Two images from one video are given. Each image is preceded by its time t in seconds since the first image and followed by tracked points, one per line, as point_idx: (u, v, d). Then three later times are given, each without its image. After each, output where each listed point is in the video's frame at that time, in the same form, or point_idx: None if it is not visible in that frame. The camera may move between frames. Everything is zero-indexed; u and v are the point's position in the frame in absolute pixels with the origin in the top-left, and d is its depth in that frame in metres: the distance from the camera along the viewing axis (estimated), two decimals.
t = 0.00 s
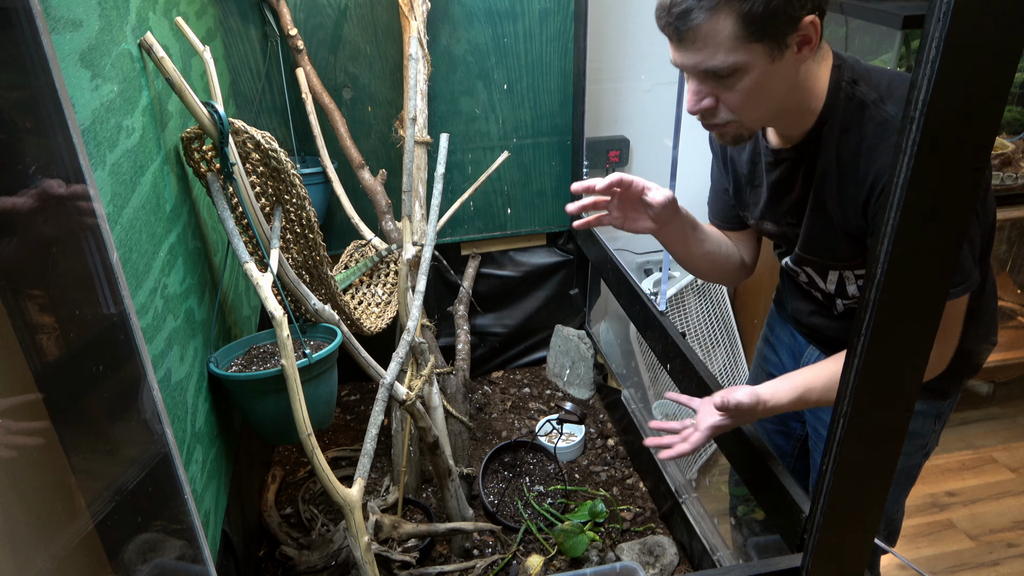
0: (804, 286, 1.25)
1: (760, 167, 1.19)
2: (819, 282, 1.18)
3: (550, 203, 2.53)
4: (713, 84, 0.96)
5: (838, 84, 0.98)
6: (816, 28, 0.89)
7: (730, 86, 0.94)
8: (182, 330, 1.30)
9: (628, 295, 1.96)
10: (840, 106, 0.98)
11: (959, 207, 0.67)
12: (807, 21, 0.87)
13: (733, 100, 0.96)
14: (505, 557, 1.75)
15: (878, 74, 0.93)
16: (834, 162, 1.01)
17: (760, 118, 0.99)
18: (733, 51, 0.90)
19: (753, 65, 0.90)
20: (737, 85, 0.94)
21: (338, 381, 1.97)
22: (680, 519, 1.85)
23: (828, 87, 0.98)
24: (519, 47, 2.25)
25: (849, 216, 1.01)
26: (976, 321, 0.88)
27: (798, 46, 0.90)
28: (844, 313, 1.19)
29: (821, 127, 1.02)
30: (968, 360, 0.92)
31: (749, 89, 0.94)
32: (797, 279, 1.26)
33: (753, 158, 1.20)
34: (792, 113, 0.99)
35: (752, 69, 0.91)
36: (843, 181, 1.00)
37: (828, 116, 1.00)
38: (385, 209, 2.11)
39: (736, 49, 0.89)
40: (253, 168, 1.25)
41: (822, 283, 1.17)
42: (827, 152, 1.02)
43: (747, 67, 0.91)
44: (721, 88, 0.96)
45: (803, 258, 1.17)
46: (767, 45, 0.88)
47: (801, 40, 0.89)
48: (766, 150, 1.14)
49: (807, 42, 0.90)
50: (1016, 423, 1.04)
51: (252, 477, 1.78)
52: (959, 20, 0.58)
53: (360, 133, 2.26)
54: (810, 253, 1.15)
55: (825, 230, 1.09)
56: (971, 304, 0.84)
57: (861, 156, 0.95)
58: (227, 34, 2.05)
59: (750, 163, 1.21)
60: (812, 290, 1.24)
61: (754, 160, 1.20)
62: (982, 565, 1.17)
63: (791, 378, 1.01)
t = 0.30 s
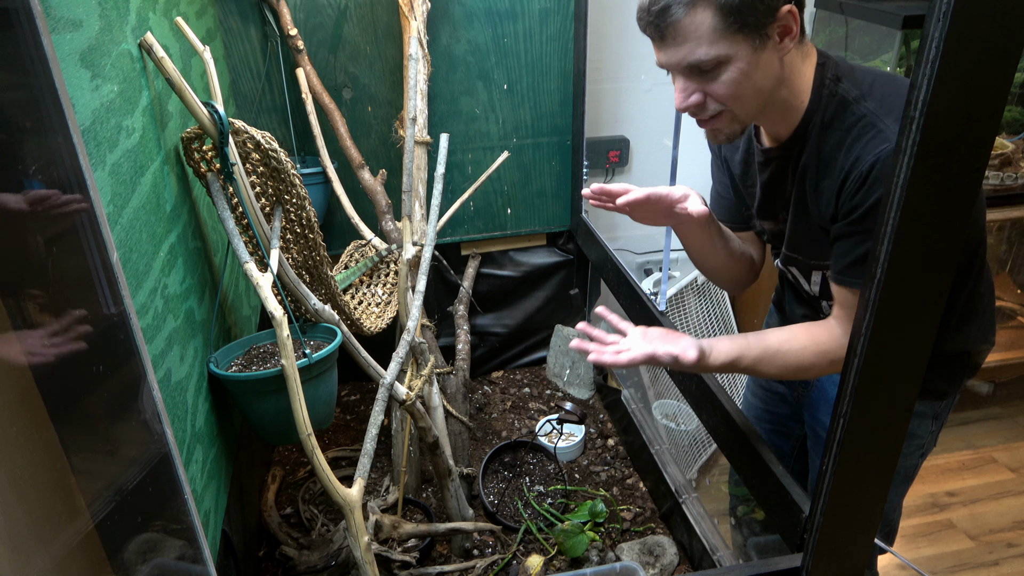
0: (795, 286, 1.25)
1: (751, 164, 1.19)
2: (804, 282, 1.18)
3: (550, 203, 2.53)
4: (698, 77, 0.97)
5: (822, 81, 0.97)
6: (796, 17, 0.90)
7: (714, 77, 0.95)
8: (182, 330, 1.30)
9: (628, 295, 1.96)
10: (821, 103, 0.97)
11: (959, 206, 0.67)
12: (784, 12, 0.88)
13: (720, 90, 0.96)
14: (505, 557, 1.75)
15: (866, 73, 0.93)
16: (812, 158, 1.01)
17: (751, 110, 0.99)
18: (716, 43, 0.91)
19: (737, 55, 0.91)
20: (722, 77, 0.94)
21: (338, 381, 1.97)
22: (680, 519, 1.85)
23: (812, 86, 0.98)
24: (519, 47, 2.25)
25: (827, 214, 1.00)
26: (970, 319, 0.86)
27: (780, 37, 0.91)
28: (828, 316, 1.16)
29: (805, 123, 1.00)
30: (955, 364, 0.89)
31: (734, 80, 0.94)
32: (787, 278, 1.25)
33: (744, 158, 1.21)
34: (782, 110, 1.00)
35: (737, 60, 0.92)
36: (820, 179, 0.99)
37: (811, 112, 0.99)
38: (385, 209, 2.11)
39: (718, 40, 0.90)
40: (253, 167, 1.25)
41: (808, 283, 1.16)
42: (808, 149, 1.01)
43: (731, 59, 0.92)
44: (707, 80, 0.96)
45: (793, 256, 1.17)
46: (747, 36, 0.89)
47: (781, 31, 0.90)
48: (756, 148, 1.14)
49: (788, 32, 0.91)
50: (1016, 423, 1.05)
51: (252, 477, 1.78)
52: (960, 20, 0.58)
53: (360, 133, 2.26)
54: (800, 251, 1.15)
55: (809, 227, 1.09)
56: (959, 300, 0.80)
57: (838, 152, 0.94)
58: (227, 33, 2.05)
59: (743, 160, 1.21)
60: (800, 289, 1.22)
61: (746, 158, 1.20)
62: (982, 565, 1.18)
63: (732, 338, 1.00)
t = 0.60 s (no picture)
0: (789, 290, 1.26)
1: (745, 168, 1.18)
2: (799, 284, 1.18)
3: (550, 203, 2.53)
4: (727, 39, 0.91)
5: (816, 86, 0.97)
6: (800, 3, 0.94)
7: (745, 37, 0.90)
8: (182, 330, 1.30)
9: (628, 295, 1.96)
10: (813, 108, 0.97)
11: (959, 206, 0.67)
12: None
13: (751, 52, 0.91)
14: (505, 557, 1.75)
15: (858, 81, 0.94)
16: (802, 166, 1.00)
17: (777, 80, 0.94)
18: None
19: (761, 17, 0.89)
20: (752, 36, 0.90)
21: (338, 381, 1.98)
22: (680, 519, 1.85)
23: (806, 93, 0.97)
24: (519, 47, 2.25)
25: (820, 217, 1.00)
26: (967, 316, 0.86)
27: (790, 19, 0.93)
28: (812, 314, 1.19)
29: (798, 130, 0.99)
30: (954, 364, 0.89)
31: (763, 41, 0.90)
32: (783, 282, 1.25)
33: (738, 162, 1.20)
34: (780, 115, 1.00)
35: (763, 22, 0.89)
36: (812, 185, 1.00)
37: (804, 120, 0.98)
38: (385, 209, 2.11)
39: None
40: (253, 167, 1.25)
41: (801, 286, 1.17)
42: (801, 157, 1.00)
43: (756, 21, 0.89)
44: (735, 41, 0.91)
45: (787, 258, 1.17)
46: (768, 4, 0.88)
47: (789, 12, 0.92)
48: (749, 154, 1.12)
49: (795, 15, 0.93)
50: (1017, 423, 1.03)
51: (252, 477, 1.78)
52: (959, 20, 0.58)
53: (360, 133, 2.26)
54: (793, 254, 1.15)
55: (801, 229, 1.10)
56: (955, 301, 0.81)
57: (830, 158, 0.94)
58: (227, 33, 2.05)
59: (736, 164, 1.21)
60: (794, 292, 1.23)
61: (740, 163, 1.19)
62: (983, 565, 1.17)
63: (721, 343, 1.06)
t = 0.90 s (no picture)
0: (793, 290, 1.25)
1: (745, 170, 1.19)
2: (804, 284, 1.18)
3: (550, 203, 2.53)
4: (728, 37, 0.91)
5: (817, 87, 0.98)
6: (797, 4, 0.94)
7: (746, 35, 0.90)
8: (182, 330, 1.30)
9: (628, 295, 1.96)
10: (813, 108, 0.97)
11: (958, 206, 0.67)
12: None
13: (752, 50, 0.91)
14: (505, 557, 1.75)
15: (859, 79, 0.94)
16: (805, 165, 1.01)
17: (775, 77, 0.94)
18: None
19: (763, 15, 0.89)
20: (753, 34, 0.90)
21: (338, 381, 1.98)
22: (680, 519, 1.85)
23: (808, 93, 0.97)
24: (519, 47, 2.25)
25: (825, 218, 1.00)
26: (966, 313, 0.86)
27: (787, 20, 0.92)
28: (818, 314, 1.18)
29: (801, 131, 1.00)
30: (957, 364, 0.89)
31: (763, 39, 0.90)
32: (787, 282, 1.26)
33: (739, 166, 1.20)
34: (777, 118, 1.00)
35: (763, 21, 0.89)
36: (817, 186, 1.00)
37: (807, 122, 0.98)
38: (385, 209, 2.11)
39: None
40: (253, 167, 1.25)
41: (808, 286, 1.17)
42: (805, 159, 1.01)
43: (757, 20, 0.89)
44: (736, 40, 0.91)
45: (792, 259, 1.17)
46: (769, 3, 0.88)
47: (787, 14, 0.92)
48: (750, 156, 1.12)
49: (793, 17, 0.93)
50: (1016, 423, 1.06)
51: (252, 477, 1.78)
52: (959, 20, 0.57)
53: (359, 133, 2.26)
54: (798, 254, 1.15)
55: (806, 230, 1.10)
56: (956, 299, 0.81)
57: (836, 158, 0.94)
58: (227, 33, 2.05)
59: (737, 168, 1.21)
60: (799, 292, 1.23)
61: (741, 166, 1.19)
62: (982, 565, 1.16)
63: (723, 343, 1.05)
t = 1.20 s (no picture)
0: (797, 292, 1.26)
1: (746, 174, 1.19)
2: (810, 286, 1.19)
3: (550, 203, 2.53)
4: (727, 51, 0.92)
5: (819, 96, 0.98)
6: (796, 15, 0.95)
7: (745, 49, 0.91)
8: (182, 331, 1.30)
9: (628, 295, 1.95)
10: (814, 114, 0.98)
11: (958, 207, 0.67)
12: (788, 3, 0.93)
13: (752, 64, 0.92)
14: (505, 557, 1.75)
15: (862, 89, 0.94)
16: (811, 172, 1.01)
17: (776, 89, 0.94)
18: (744, 12, 0.89)
19: (762, 29, 0.90)
20: (752, 47, 0.91)
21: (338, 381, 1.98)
22: (680, 519, 1.85)
23: (809, 101, 0.98)
24: (519, 47, 2.25)
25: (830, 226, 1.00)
26: (967, 314, 0.86)
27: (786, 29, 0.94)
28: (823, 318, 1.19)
29: (804, 139, 1.00)
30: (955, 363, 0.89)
31: (763, 52, 0.91)
32: (792, 284, 1.26)
33: (741, 172, 1.21)
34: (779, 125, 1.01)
35: (762, 34, 0.90)
36: (822, 194, 1.00)
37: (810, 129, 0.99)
38: (385, 209, 2.11)
39: (745, 12, 0.89)
40: (253, 167, 1.25)
41: (812, 289, 1.18)
42: (809, 167, 1.01)
43: (757, 34, 0.90)
44: (736, 54, 0.92)
45: (796, 263, 1.18)
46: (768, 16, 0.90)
47: (787, 22, 0.94)
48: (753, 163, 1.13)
49: (792, 26, 0.94)
50: (1016, 423, 1.05)
51: (252, 477, 1.78)
52: (959, 20, 0.57)
53: (360, 133, 2.26)
54: (803, 258, 1.16)
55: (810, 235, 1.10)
56: (957, 300, 0.81)
57: (841, 167, 0.94)
58: (227, 33, 2.05)
59: (739, 174, 1.22)
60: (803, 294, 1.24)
61: (744, 172, 1.20)
62: (982, 565, 1.17)
63: (722, 359, 1.04)
